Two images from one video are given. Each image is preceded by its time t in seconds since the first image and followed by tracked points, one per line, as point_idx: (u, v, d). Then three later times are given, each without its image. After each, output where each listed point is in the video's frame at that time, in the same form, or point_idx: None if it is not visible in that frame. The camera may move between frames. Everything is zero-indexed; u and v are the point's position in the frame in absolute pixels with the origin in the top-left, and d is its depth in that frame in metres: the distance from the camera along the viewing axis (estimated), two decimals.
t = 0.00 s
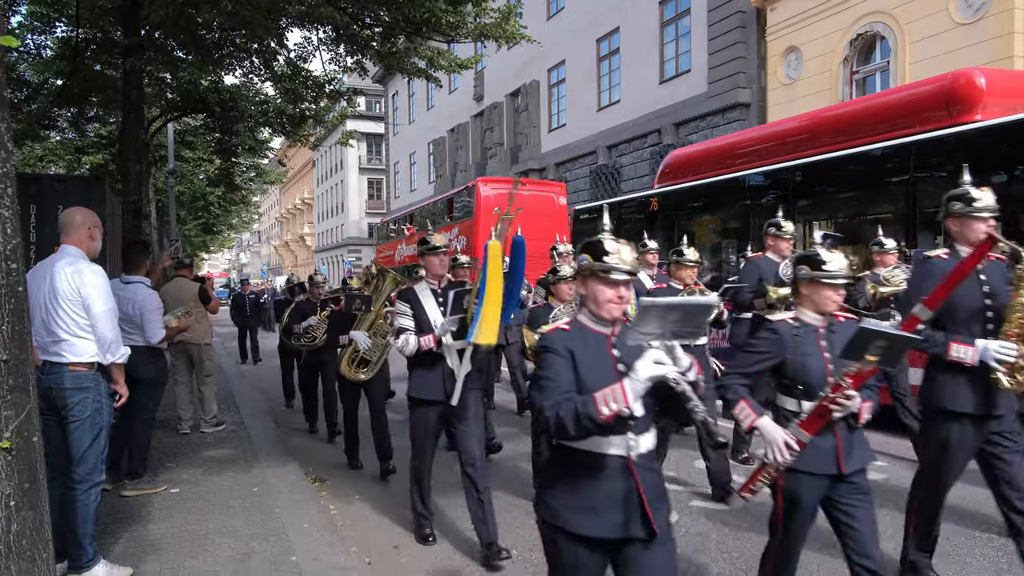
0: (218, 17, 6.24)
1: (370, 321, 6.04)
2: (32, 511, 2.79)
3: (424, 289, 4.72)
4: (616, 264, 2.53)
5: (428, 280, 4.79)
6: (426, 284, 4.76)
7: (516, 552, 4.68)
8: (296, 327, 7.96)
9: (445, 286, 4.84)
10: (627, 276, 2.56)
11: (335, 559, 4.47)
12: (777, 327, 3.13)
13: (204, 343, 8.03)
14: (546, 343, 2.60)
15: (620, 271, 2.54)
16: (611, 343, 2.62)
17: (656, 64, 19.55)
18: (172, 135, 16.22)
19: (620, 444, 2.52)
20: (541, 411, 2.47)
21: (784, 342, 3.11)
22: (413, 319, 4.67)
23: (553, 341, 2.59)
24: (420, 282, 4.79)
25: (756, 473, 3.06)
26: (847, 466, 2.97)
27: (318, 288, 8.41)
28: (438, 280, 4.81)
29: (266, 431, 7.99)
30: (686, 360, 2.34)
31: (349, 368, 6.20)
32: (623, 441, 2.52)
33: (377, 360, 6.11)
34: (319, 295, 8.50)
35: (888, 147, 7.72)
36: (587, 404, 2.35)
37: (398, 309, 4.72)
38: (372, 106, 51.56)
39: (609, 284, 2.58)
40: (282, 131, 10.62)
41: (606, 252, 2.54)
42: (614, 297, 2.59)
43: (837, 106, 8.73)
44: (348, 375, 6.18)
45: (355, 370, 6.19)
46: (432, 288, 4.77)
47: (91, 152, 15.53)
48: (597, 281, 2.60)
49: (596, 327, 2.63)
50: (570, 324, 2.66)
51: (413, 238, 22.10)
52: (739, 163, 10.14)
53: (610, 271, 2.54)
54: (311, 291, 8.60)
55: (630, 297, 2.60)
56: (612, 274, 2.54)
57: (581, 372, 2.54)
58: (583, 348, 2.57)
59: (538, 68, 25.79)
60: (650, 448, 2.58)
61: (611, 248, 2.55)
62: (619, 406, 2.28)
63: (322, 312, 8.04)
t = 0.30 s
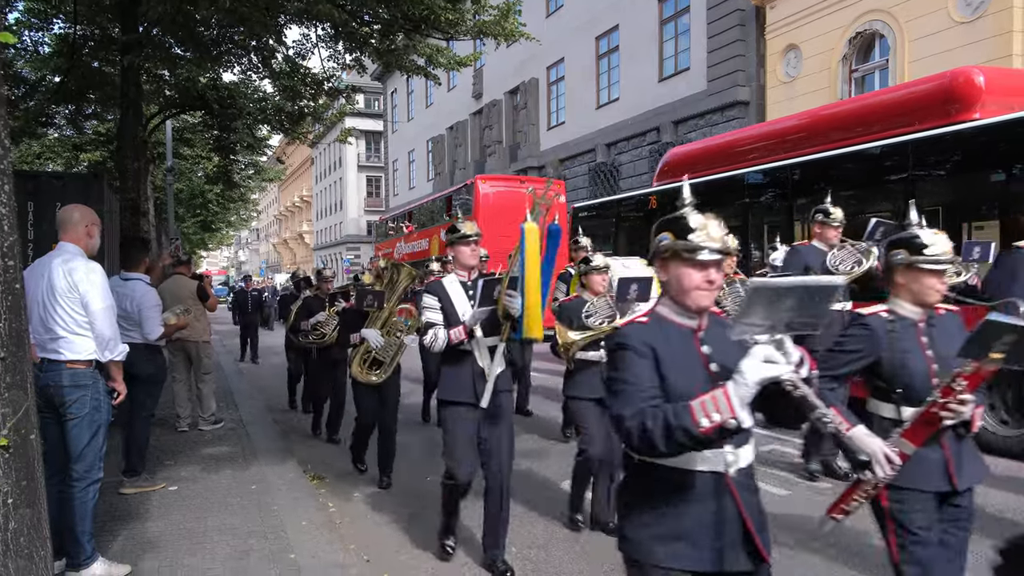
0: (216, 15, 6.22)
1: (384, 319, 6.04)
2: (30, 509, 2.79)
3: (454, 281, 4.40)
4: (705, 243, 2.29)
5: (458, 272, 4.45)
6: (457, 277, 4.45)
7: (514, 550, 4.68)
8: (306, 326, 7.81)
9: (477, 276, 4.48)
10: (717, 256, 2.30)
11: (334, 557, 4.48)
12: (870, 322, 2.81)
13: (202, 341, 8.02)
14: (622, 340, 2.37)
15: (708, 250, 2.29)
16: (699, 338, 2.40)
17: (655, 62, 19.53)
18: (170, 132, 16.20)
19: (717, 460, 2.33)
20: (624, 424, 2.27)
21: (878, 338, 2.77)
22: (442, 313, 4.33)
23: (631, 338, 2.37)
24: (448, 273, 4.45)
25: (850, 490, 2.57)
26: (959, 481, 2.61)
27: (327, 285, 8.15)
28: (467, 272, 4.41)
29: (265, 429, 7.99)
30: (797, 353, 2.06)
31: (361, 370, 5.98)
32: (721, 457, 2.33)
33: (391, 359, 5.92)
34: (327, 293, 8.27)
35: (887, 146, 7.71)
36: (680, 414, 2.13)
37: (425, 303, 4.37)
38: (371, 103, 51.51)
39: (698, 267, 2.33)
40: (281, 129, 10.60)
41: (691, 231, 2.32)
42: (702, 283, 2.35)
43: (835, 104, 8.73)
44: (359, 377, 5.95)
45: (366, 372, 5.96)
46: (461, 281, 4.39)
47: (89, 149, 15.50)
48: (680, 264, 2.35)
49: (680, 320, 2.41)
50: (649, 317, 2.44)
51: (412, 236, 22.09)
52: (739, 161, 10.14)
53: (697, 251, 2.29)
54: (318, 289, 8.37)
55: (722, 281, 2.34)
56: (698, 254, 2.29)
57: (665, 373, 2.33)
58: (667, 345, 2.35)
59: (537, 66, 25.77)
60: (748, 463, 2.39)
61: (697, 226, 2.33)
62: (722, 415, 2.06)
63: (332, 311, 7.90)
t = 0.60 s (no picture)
0: (214, 11, 6.21)
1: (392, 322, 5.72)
2: (27, 507, 2.79)
3: (477, 288, 3.93)
4: (817, 262, 1.79)
5: (481, 277, 4.00)
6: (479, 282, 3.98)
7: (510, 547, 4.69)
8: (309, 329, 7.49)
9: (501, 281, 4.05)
10: (831, 277, 1.82)
11: (332, 554, 4.48)
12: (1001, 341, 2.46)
13: (199, 338, 8.01)
14: (712, 384, 1.83)
15: (820, 269, 1.80)
16: (804, 378, 1.90)
17: (653, 59, 19.53)
18: (168, 130, 16.17)
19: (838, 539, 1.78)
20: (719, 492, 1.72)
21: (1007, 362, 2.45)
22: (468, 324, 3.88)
23: (722, 379, 1.82)
24: (472, 278, 4.00)
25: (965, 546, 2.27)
26: None
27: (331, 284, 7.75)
28: (492, 278, 4.00)
29: (262, 427, 8.00)
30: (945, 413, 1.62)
31: (370, 378, 5.66)
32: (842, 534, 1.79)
33: (400, 365, 5.66)
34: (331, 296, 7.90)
35: (885, 143, 7.71)
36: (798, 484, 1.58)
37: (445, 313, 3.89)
38: (369, 101, 51.48)
39: (805, 292, 1.83)
40: (279, 126, 10.61)
41: (801, 245, 1.81)
42: (811, 311, 1.84)
43: (833, 102, 8.72)
44: (369, 387, 5.62)
45: (376, 381, 5.66)
46: (487, 286, 3.96)
47: (87, 146, 15.48)
48: (782, 285, 1.84)
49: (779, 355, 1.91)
50: (743, 352, 1.90)
51: (410, 233, 22.10)
52: (737, 158, 10.14)
53: (806, 272, 1.80)
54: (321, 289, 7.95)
55: (835, 310, 1.85)
56: (809, 275, 1.80)
57: (770, 426, 1.79)
58: (769, 390, 1.82)
59: (535, 63, 25.77)
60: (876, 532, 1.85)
61: (807, 239, 1.83)
62: (863, 495, 1.53)
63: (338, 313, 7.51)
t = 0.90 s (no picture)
0: (211, 9, 6.20)
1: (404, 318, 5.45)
2: (24, 505, 2.78)
3: (506, 274, 3.64)
4: (1005, 207, 1.55)
5: (512, 262, 3.70)
6: (509, 270, 3.68)
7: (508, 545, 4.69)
8: (314, 324, 7.32)
9: (533, 269, 3.75)
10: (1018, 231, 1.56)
11: (331, 552, 4.48)
12: None
13: (198, 336, 8.01)
14: (870, 372, 1.54)
15: (1009, 218, 1.54)
16: (982, 366, 1.61)
17: (652, 57, 19.52)
18: (166, 128, 16.14)
19: None
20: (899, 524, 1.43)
21: None
22: (495, 312, 3.58)
23: (888, 369, 1.53)
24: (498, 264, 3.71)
25: None
26: None
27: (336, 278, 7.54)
28: (520, 264, 3.71)
29: (261, 425, 8.00)
30: None
31: (382, 377, 5.45)
32: None
33: (413, 362, 5.47)
34: (336, 292, 7.75)
35: (883, 141, 7.73)
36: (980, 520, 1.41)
37: (470, 301, 3.60)
38: (367, 99, 51.43)
39: (987, 248, 1.56)
40: (277, 124, 10.61)
41: (982, 189, 1.57)
42: (998, 276, 1.55)
43: (832, 99, 8.72)
44: (381, 385, 5.44)
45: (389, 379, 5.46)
46: (514, 273, 3.68)
47: (85, 145, 15.45)
48: (956, 242, 1.58)
49: (954, 336, 1.61)
50: (901, 331, 1.62)
51: (409, 231, 22.09)
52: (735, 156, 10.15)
53: (987, 222, 1.54)
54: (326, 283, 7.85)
55: None
56: (991, 227, 1.54)
57: (949, 425, 1.48)
58: (946, 385, 1.52)
59: (534, 61, 25.75)
60: None
61: (991, 181, 1.58)
62: None
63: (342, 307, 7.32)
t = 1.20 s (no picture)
0: (208, 7, 6.18)
1: (422, 330, 4.82)
2: (21, 504, 2.78)
3: (554, 285, 3.11)
4: None
5: (562, 271, 3.18)
6: (558, 280, 3.16)
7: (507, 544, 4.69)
8: (320, 332, 6.70)
9: (585, 279, 3.21)
10: None
11: (329, 551, 4.48)
12: None
13: (196, 335, 8.00)
14: None
15: None
16: None
17: (650, 55, 19.51)
18: (163, 126, 16.10)
19: None
20: None
21: None
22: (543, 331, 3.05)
23: None
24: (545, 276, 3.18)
25: None
26: None
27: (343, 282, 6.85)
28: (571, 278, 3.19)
29: (259, 424, 7.99)
30: None
31: (394, 391, 4.85)
32: None
33: (430, 378, 4.82)
34: (343, 298, 7.06)
35: (881, 139, 7.73)
36: None
37: (515, 315, 3.08)
38: (366, 97, 51.40)
39: None
40: (275, 122, 10.60)
41: None
42: None
43: (831, 98, 8.73)
44: (393, 400, 4.85)
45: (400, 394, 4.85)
46: (567, 287, 3.14)
47: (82, 143, 15.41)
48: None
49: None
50: None
51: (408, 229, 22.09)
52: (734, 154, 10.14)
53: None
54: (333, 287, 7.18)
55: None
56: None
57: None
58: None
59: (532, 60, 25.74)
60: None
61: None
62: None
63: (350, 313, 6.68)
